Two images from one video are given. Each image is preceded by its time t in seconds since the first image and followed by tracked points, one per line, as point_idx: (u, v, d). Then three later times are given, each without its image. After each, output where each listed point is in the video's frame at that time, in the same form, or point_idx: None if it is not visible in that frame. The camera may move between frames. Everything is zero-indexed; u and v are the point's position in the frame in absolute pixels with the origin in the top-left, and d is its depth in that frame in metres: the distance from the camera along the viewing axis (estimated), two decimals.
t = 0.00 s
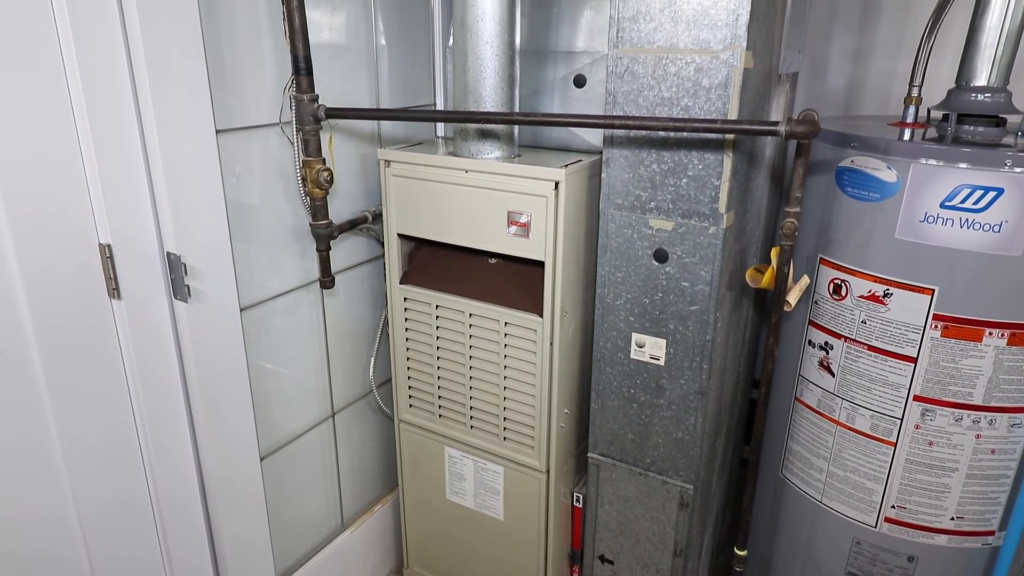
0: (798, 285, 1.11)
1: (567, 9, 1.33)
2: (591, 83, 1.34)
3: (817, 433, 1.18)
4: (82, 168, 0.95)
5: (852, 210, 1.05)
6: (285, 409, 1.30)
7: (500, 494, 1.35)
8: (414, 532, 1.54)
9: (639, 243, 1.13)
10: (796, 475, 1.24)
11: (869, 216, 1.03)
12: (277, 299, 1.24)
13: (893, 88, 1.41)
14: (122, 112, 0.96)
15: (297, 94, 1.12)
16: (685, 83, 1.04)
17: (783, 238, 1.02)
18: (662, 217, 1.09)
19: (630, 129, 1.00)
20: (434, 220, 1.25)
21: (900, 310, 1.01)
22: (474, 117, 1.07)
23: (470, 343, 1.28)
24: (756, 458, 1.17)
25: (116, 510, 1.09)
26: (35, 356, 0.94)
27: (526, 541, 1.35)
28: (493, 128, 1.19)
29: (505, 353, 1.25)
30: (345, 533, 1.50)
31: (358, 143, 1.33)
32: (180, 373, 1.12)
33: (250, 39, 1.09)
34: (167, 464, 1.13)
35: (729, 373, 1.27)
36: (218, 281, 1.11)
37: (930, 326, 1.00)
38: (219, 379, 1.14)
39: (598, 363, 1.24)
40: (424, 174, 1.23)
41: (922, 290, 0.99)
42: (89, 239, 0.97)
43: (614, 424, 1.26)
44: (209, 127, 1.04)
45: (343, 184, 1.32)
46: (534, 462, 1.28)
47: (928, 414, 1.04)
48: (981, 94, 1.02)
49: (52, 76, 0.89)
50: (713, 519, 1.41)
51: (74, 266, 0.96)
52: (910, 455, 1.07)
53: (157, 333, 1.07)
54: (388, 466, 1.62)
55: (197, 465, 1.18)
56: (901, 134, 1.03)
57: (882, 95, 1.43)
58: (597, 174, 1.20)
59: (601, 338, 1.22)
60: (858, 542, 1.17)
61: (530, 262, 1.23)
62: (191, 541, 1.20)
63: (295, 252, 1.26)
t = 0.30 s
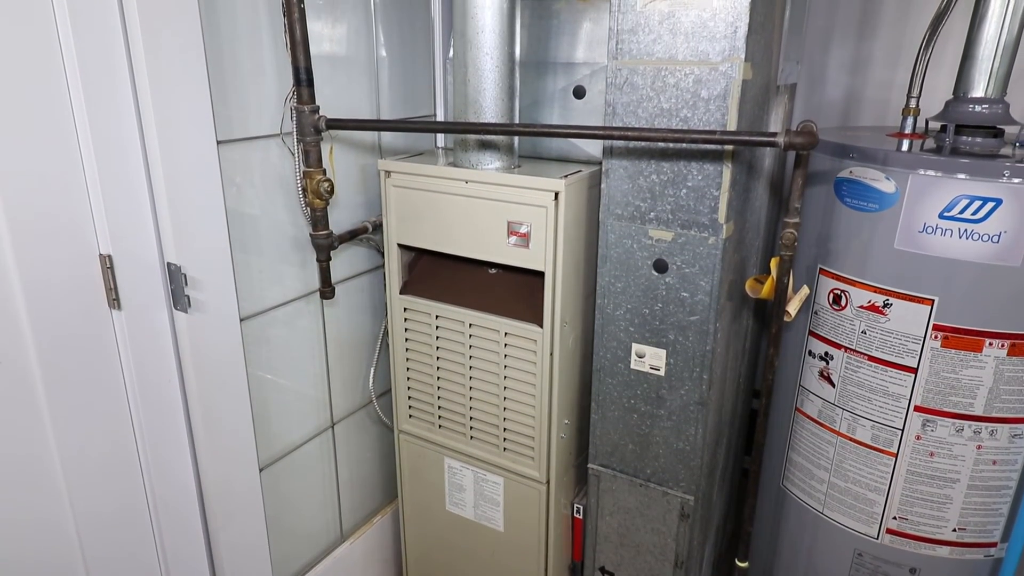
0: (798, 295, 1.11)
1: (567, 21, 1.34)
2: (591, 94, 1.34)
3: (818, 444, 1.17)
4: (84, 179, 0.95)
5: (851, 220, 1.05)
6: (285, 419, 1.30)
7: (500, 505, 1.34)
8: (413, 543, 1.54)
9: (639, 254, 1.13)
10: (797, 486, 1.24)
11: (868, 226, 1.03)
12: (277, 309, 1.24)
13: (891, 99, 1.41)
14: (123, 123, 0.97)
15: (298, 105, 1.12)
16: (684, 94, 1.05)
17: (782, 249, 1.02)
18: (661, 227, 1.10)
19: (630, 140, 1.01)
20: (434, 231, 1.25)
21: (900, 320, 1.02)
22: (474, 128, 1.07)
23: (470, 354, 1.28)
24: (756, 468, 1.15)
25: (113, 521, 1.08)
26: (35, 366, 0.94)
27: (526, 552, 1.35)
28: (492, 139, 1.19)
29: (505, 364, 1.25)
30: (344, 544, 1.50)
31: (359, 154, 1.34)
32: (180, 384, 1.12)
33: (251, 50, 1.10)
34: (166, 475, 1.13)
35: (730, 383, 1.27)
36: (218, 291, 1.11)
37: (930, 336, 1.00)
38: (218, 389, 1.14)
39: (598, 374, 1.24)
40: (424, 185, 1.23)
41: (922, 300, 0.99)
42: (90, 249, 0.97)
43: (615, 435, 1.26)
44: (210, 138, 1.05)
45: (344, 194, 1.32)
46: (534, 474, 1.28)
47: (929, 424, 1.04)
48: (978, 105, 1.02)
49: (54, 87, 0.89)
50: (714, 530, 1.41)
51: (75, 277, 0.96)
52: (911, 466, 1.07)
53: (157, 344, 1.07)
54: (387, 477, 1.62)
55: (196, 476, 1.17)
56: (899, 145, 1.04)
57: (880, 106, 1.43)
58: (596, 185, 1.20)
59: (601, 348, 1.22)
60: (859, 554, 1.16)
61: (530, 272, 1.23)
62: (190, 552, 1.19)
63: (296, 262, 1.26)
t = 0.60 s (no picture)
0: (798, 304, 1.12)
1: (566, 32, 1.34)
2: (590, 104, 1.35)
3: (819, 453, 1.17)
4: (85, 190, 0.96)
5: (850, 230, 1.06)
6: (284, 429, 1.30)
7: (500, 515, 1.34)
8: (413, 554, 1.53)
9: (639, 263, 1.13)
10: (798, 496, 1.23)
11: (868, 236, 1.03)
12: (277, 319, 1.24)
13: (890, 108, 1.42)
14: (125, 134, 0.97)
15: (299, 115, 1.13)
16: (683, 105, 1.05)
17: (781, 258, 1.02)
18: (661, 237, 1.10)
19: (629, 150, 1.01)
20: (435, 240, 1.25)
21: (900, 330, 1.02)
22: (474, 138, 1.08)
23: (470, 363, 1.28)
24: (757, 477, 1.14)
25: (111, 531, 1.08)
26: (34, 376, 0.94)
27: (526, 563, 1.34)
28: (492, 149, 1.20)
29: (505, 373, 1.25)
30: (344, 555, 1.49)
31: (359, 163, 1.34)
32: (179, 393, 1.12)
33: (252, 61, 1.10)
34: (164, 485, 1.13)
35: (730, 392, 1.27)
36: (218, 301, 1.11)
37: (930, 345, 1.00)
38: (218, 399, 1.14)
39: (598, 383, 1.24)
40: (424, 195, 1.24)
41: (922, 309, 0.99)
42: (90, 260, 0.98)
43: (615, 445, 1.25)
44: (211, 149, 1.05)
45: (344, 204, 1.33)
46: (534, 484, 1.27)
47: (929, 434, 1.03)
48: (976, 115, 1.02)
49: (56, 99, 0.90)
50: (715, 541, 1.40)
51: (75, 287, 0.96)
52: (912, 476, 1.07)
53: (156, 354, 1.07)
54: (387, 487, 1.61)
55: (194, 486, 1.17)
56: (897, 155, 1.04)
57: (879, 115, 1.44)
58: (596, 195, 1.20)
59: (601, 358, 1.22)
60: (861, 564, 1.16)
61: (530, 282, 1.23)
62: (188, 563, 1.19)
63: (296, 271, 1.26)
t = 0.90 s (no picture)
0: (797, 315, 1.12)
1: (565, 43, 1.35)
2: (590, 115, 1.36)
3: (820, 464, 1.17)
4: (86, 200, 0.96)
5: (849, 240, 1.06)
6: (284, 439, 1.29)
7: (500, 527, 1.33)
8: (413, 565, 1.52)
9: (639, 273, 1.13)
10: (799, 507, 1.23)
11: (867, 246, 1.03)
12: (277, 329, 1.24)
13: (888, 119, 1.42)
14: (127, 146, 0.98)
15: (299, 126, 1.13)
16: (682, 116, 1.06)
17: (781, 268, 1.02)
18: (661, 247, 1.10)
19: (629, 161, 1.01)
20: (435, 251, 1.25)
21: (900, 340, 1.02)
22: (474, 149, 1.08)
23: (470, 374, 1.28)
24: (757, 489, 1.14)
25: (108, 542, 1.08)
26: (34, 386, 0.94)
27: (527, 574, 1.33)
28: (492, 160, 1.20)
29: (506, 384, 1.24)
30: (343, 566, 1.48)
31: (359, 174, 1.35)
32: (178, 404, 1.11)
33: (254, 72, 1.11)
34: (163, 496, 1.13)
35: (730, 403, 1.27)
36: (218, 312, 1.11)
37: (930, 356, 1.00)
38: (217, 410, 1.14)
39: (598, 394, 1.24)
40: (424, 205, 1.24)
41: (922, 320, 0.99)
42: (91, 270, 0.98)
43: (616, 455, 1.25)
44: (212, 160, 1.05)
45: (345, 214, 1.33)
46: (535, 495, 1.27)
47: (930, 445, 1.03)
48: (974, 126, 1.03)
49: (58, 110, 0.91)
50: (716, 553, 1.39)
51: (75, 297, 0.97)
52: (914, 488, 1.06)
53: (156, 364, 1.07)
54: (387, 498, 1.60)
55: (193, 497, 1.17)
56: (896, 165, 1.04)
57: (878, 126, 1.44)
58: (596, 205, 1.21)
59: (601, 368, 1.22)
60: None
61: (530, 292, 1.23)
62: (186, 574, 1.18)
63: (296, 282, 1.26)
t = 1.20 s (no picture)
0: (797, 327, 1.12)
1: (565, 58, 1.36)
2: (589, 128, 1.36)
3: (821, 478, 1.16)
4: (88, 213, 0.96)
5: (849, 253, 1.06)
6: (283, 452, 1.29)
7: (500, 541, 1.32)
8: None
9: (639, 286, 1.14)
10: (800, 521, 1.22)
11: (866, 259, 1.03)
12: (277, 341, 1.24)
13: (886, 133, 1.43)
14: (128, 159, 0.98)
15: (300, 140, 1.14)
16: (681, 129, 1.06)
17: (780, 281, 1.02)
18: (660, 260, 1.10)
19: (628, 174, 1.02)
20: (435, 264, 1.25)
21: (900, 353, 1.02)
22: (474, 162, 1.09)
23: (470, 387, 1.28)
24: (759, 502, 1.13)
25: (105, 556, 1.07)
26: (33, 399, 0.94)
27: None
28: (492, 173, 1.21)
29: (505, 397, 1.24)
30: None
31: (360, 187, 1.35)
32: (177, 417, 1.11)
33: (255, 86, 1.11)
34: (161, 509, 1.12)
35: (731, 416, 1.26)
36: (218, 324, 1.11)
37: (930, 369, 1.00)
38: (216, 423, 1.13)
39: (598, 407, 1.24)
40: (424, 218, 1.24)
41: (921, 332, 0.99)
42: (91, 283, 0.98)
43: (616, 469, 1.24)
44: (213, 173, 1.06)
45: (345, 227, 1.33)
46: (534, 509, 1.26)
47: (931, 458, 1.03)
48: (971, 139, 1.03)
49: (60, 123, 0.91)
50: (717, 568, 1.38)
51: (75, 310, 0.97)
52: (915, 501, 1.06)
53: (155, 377, 1.07)
54: (386, 511, 1.60)
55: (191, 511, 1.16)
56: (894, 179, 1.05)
57: (876, 139, 1.45)
58: (595, 218, 1.21)
59: (601, 381, 1.22)
60: None
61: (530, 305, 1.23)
62: None
63: (296, 294, 1.26)
